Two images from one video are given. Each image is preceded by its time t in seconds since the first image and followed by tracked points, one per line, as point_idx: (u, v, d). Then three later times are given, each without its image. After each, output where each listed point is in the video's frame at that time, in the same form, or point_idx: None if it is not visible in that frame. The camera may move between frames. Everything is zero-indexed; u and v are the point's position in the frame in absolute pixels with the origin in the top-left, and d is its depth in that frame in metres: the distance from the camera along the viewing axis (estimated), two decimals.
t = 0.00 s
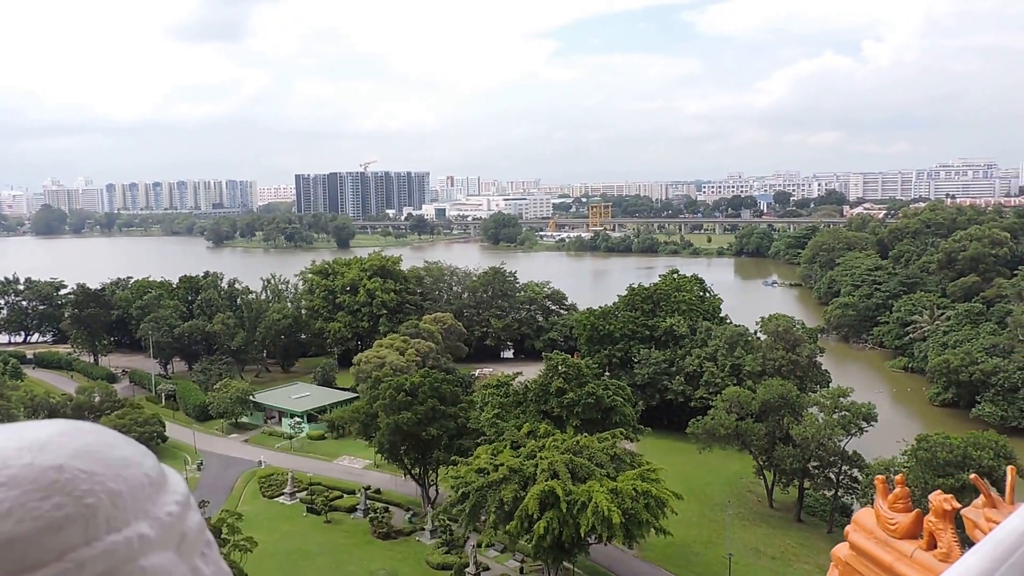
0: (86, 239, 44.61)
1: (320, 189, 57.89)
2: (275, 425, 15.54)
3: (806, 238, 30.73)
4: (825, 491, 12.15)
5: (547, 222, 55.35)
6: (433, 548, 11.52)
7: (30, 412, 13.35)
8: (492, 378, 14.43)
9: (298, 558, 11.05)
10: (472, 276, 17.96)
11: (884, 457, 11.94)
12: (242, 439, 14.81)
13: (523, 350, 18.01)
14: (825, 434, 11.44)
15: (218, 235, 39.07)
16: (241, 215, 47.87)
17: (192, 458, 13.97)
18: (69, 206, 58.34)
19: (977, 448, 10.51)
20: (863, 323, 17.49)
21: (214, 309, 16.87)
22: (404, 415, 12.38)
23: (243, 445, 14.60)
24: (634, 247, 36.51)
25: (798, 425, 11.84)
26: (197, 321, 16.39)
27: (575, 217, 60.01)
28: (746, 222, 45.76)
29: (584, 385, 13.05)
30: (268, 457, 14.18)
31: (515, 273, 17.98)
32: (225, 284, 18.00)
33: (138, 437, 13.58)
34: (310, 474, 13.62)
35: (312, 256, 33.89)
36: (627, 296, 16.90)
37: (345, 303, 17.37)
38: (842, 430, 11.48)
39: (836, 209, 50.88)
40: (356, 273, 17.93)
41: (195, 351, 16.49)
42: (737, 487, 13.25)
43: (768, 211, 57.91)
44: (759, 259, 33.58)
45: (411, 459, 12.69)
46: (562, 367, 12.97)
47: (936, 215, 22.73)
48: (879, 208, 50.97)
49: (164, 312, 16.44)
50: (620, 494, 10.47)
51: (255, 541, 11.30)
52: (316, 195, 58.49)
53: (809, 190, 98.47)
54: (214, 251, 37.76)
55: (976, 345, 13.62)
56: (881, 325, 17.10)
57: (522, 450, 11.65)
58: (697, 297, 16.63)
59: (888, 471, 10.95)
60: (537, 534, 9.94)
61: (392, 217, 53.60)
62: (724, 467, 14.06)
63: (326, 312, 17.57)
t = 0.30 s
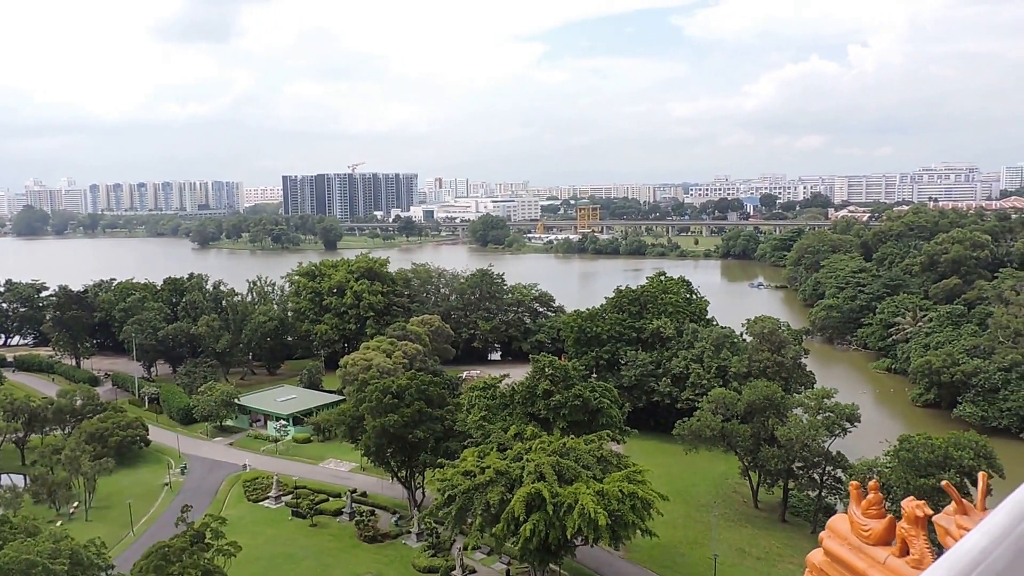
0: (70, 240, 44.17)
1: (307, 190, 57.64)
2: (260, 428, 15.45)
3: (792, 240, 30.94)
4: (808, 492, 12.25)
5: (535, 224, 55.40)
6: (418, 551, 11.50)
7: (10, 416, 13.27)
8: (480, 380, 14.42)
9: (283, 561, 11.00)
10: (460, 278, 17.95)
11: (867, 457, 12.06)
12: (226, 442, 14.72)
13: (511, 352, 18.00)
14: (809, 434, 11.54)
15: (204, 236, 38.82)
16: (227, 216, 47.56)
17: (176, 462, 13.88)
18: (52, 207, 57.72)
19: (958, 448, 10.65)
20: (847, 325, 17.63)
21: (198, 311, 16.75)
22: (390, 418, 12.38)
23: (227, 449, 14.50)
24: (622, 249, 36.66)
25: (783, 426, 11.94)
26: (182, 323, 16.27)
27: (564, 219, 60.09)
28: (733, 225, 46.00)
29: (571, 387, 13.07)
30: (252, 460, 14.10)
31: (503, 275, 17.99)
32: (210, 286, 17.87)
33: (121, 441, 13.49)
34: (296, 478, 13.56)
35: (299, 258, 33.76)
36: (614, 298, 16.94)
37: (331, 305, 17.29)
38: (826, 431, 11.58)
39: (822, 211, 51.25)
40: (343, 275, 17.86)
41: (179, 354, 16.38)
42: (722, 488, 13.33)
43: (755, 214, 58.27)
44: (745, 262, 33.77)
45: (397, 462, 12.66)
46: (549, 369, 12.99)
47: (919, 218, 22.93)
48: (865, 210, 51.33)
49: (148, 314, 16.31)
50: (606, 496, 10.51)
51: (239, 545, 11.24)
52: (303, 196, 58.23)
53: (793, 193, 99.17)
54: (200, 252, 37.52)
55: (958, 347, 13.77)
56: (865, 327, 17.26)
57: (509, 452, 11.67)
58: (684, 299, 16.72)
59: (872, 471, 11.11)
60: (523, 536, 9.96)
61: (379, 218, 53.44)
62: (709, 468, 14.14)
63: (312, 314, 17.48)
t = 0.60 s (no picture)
0: (50, 241, 43.66)
1: (292, 192, 57.35)
2: (243, 432, 15.32)
3: (777, 242, 31.13)
4: (792, 493, 12.31)
5: (521, 226, 55.41)
6: (402, 555, 11.46)
7: None
8: (465, 382, 14.38)
9: (266, 566, 10.92)
10: (445, 280, 17.91)
11: (849, 458, 12.13)
12: (208, 446, 14.60)
13: (497, 354, 17.98)
14: (792, 436, 11.60)
15: (187, 238, 38.51)
16: (211, 217, 47.21)
17: (157, 466, 13.75)
18: (32, 208, 57.09)
19: (938, 449, 10.75)
20: (830, 327, 17.73)
21: (181, 314, 16.59)
22: (374, 421, 12.36)
23: (209, 453, 14.37)
24: (608, 252, 36.76)
25: (766, 428, 12.00)
26: (163, 326, 16.11)
27: (550, 221, 60.19)
28: (718, 227, 46.23)
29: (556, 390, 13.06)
30: (234, 464, 13.99)
31: (488, 277, 17.95)
32: (193, 288, 17.70)
33: (101, 445, 13.34)
34: (279, 481, 13.46)
35: (283, 260, 33.58)
36: (600, 300, 16.96)
37: (316, 307, 17.20)
38: (808, 432, 11.65)
39: (806, 214, 51.62)
40: (328, 277, 17.76)
41: (161, 357, 16.23)
42: (706, 490, 13.37)
43: (740, 216, 58.60)
44: (729, 264, 33.95)
45: (381, 465, 12.62)
46: (534, 372, 12.99)
47: (901, 221, 23.13)
48: (848, 213, 51.75)
49: (129, 317, 16.14)
50: (591, 498, 10.51)
51: (221, 550, 11.14)
52: (288, 198, 57.94)
53: (778, 195, 99.90)
54: (183, 254, 37.19)
55: (939, 348, 13.90)
56: (848, 329, 17.38)
57: (493, 455, 11.66)
58: (669, 301, 16.77)
59: (854, 472, 11.20)
60: (508, 539, 9.95)
61: (365, 220, 53.29)
62: (694, 469, 14.18)
63: (296, 317, 17.37)
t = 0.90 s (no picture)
0: (29, 243, 43.10)
1: (276, 194, 56.99)
2: (224, 436, 15.18)
3: (760, 245, 31.31)
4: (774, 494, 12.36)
5: (505, 229, 55.39)
6: (386, 559, 11.38)
7: None
8: (448, 385, 14.32)
9: (247, 571, 10.81)
10: (430, 282, 17.83)
11: (832, 459, 12.20)
12: (188, 450, 14.45)
13: (481, 357, 17.93)
14: (774, 437, 11.65)
15: (168, 239, 38.13)
16: (193, 219, 46.80)
17: (136, 472, 13.59)
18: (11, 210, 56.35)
19: (918, 449, 10.83)
20: (813, 328, 17.83)
21: (161, 316, 16.39)
22: (357, 424, 12.32)
23: (190, 457, 14.23)
24: (593, 254, 36.78)
25: (749, 429, 12.05)
26: (143, 329, 15.92)
27: (535, 224, 60.23)
28: (703, 230, 46.43)
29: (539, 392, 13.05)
30: (215, 469, 13.86)
31: (473, 279, 17.89)
32: (174, 291, 17.53)
33: (78, 450, 13.15)
34: (260, 486, 13.34)
35: (266, 262, 33.35)
36: (585, 302, 16.97)
37: (299, 309, 17.07)
38: (791, 433, 11.70)
39: (789, 217, 51.97)
40: (312, 279, 17.65)
41: (141, 360, 16.04)
42: (690, 491, 13.38)
43: (723, 219, 58.91)
44: (714, 266, 34.08)
45: (364, 468, 12.55)
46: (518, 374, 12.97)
47: (882, 223, 23.31)
48: (831, 216, 52.15)
49: (108, 320, 15.94)
50: (574, 500, 10.49)
51: (201, 556, 11.02)
52: (271, 200, 57.58)
53: (762, 198, 100.50)
54: (164, 256, 36.81)
55: (920, 350, 14.01)
56: (830, 331, 17.47)
57: (477, 458, 11.62)
58: (654, 303, 16.80)
59: (836, 472, 11.26)
60: (491, 542, 9.89)
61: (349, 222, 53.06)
62: (678, 471, 14.19)
63: (279, 319, 17.23)
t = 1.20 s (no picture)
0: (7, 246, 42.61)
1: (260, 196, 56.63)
2: (206, 439, 15.05)
3: (743, 246, 31.46)
4: (757, 495, 12.40)
5: (490, 231, 55.39)
6: (369, 563, 11.31)
7: None
8: (432, 388, 14.26)
9: None
10: (414, 284, 17.77)
11: (814, 460, 12.25)
12: (169, 454, 14.33)
13: (465, 359, 17.89)
14: (757, 439, 11.68)
15: (149, 242, 37.81)
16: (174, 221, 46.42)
17: (116, 476, 13.45)
18: None
19: (899, 450, 10.90)
20: (796, 330, 17.92)
21: (142, 319, 16.23)
22: (340, 427, 12.25)
23: (170, 462, 14.10)
24: (577, 256, 36.79)
25: (733, 430, 12.09)
26: (124, 332, 15.76)
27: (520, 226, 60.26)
28: (687, 231, 46.62)
29: (523, 395, 13.04)
30: (196, 473, 13.74)
31: (457, 281, 17.84)
32: (155, 293, 17.37)
33: (57, 455, 12.99)
34: (242, 490, 13.24)
35: (248, 264, 33.14)
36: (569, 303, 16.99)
37: (282, 312, 16.96)
38: (773, 434, 11.74)
39: (772, 219, 52.29)
40: (294, 282, 17.54)
41: (122, 364, 15.87)
42: (673, 493, 13.40)
43: (707, 220, 59.18)
44: (698, 268, 34.19)
45: (347, 471, 12.49)
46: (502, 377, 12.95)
47: (864, 225, 23.47)
48: (813, 218, 52.49)
49: (88, 323, 15.77)
50: (558, 503, 10.47)
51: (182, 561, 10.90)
52: (254, 202, 57.24)
53: (747, 200, 101.03)
54: (145, 258, 36.49)
55: (902, 351, 14.09)
56: (813, 332, 17.55)
57: (460, 461, 11.58)
58: (638, 304, 16.83)
59: (818, 473, 11.30)
60: (475, 545, 9.84)
61: (334, 224, 52.85)
62: (662, 473, 14.21)
63: (262, 322, 17.11)
